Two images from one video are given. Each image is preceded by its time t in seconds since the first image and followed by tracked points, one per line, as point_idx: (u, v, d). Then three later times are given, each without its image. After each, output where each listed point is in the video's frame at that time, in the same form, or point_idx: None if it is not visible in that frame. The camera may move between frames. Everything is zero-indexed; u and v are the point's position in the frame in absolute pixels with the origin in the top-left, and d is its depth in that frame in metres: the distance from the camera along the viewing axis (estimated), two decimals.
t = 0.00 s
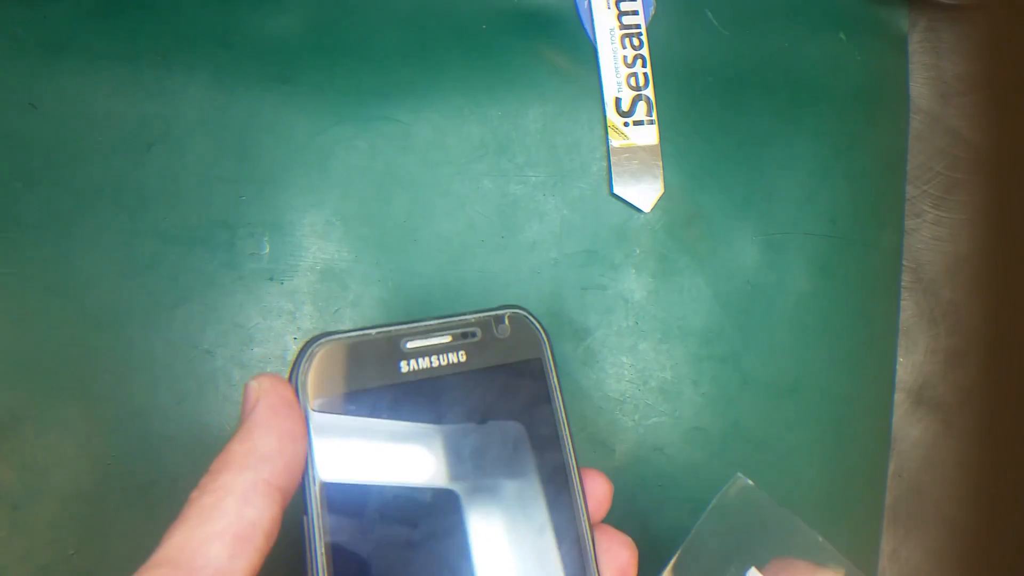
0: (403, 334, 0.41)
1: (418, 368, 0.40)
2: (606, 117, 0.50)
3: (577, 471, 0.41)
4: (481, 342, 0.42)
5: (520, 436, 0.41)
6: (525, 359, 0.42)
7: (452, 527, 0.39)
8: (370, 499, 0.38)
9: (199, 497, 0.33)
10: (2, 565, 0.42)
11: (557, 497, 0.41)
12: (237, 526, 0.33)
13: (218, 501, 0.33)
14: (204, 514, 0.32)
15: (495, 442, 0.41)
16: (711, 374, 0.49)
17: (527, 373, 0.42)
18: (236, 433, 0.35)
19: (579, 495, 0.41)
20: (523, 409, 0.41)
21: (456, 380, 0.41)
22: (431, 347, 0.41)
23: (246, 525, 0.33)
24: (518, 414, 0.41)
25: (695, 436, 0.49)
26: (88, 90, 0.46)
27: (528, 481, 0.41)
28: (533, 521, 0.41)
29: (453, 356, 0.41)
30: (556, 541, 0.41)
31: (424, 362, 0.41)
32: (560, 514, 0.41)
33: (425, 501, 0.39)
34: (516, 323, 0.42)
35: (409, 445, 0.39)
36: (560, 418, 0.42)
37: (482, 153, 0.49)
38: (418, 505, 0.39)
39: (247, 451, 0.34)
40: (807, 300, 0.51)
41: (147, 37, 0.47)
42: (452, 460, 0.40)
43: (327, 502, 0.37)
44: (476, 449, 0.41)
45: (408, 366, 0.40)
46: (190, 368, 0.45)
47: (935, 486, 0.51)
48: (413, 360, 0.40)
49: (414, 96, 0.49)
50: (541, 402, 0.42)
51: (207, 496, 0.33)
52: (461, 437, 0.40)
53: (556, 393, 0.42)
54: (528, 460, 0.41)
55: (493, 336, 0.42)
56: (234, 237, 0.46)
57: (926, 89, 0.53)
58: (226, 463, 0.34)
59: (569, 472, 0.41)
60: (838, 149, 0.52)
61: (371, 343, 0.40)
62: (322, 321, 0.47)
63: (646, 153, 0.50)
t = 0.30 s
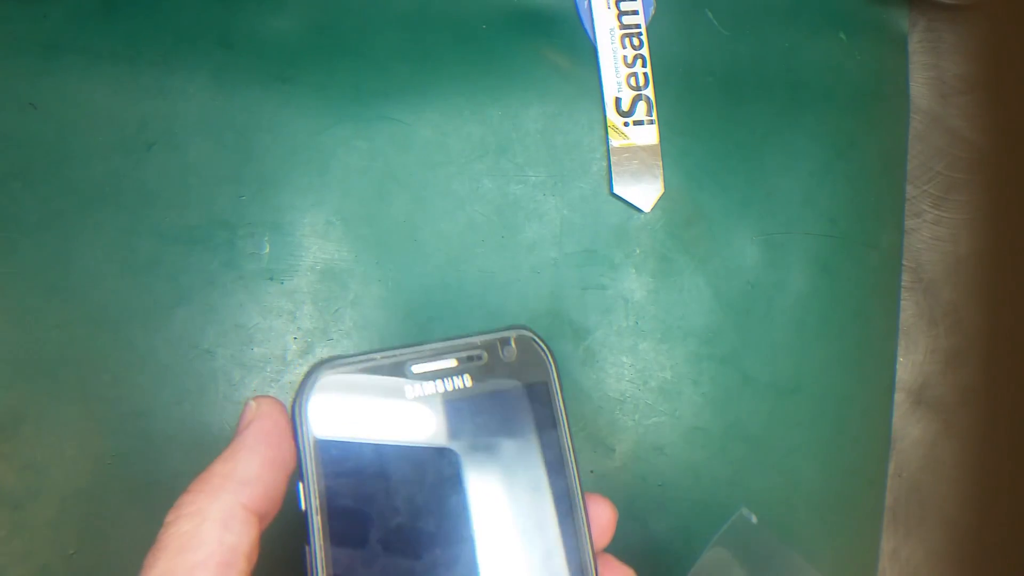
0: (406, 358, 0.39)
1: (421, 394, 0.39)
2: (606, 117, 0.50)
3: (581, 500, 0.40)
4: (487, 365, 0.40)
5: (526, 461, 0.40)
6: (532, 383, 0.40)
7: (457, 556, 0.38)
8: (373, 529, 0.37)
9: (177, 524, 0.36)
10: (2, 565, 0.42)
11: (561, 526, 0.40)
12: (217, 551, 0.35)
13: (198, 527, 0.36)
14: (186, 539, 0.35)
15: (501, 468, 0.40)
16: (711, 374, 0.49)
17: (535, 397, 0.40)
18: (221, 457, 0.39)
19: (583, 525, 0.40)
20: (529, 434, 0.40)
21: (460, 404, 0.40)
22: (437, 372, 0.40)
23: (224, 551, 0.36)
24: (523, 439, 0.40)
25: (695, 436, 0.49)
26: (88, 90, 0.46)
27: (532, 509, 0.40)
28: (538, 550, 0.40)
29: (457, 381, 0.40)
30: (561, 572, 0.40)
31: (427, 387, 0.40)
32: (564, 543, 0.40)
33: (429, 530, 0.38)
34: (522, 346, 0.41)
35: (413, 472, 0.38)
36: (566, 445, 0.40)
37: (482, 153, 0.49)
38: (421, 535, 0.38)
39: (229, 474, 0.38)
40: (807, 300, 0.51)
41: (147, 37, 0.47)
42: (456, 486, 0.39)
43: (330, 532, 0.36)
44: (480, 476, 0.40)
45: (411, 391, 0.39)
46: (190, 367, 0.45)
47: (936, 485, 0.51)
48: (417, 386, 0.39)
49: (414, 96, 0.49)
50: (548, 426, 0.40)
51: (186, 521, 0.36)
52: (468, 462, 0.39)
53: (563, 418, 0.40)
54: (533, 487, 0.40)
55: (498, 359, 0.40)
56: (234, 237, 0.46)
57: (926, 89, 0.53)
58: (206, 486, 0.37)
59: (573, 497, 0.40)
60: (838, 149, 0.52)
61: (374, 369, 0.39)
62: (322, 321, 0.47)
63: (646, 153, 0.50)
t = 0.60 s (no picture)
0: (408, 367, 0.42)
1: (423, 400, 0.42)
2: (606, 117, 0.50)
3: (582, 503, 0.41)
4: (484, 372, 0.43)
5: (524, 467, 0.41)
6: (531, 389, 0.42)
7: (460, 562, 0.40)
8: (376, 534, 0.39)
9: (209, 529, 0.36)
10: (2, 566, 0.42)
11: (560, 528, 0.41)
12: (248, 557, 0.36)
13: (230, 534, 0.36)
14: (218, 548, 0.35)
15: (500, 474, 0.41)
16: (711, 374, 0.50)
17: (534, 402, 0.42)
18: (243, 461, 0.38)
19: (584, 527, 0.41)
20: (529, 440, 0.42)
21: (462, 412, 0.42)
22: (437, 378, 0.42)
23: (255, 557, 0.36)
24: (523, 445, 0.42)
25: (695, 436, 0.49)
26: (88, 90, 0.46)
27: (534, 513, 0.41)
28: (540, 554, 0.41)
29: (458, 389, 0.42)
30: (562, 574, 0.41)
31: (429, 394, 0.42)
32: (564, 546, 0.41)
33: (432, 535, 0.39)
34: (522, 352, 0.43)
35: (415, 478, 0.40)
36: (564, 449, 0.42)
37: (482, 153, 0.49)
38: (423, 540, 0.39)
39: (255, 481, 0.37)
40: (808, 300, 0.51)
41: (147, 37, 0.47)
42: (459, 492, 0.40)
43: (335, 538, 0.38)
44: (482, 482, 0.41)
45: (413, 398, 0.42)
46: (190, 367, 0.45)
47: (936, 485, 0.51)
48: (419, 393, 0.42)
49: (413, 96, 0.49)
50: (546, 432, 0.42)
51: (218, 528, 0.36)
52: (469, 468, 0.41)
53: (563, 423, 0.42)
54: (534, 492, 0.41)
55: (498, 366, 0.43)
56: (234, 237, 0.46)
57: (926, 89, 0.53)
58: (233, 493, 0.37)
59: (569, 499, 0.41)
60: (838, 149, 0.52)
61: (377, 376, 0.41)
62: (322, 321, 0.47)
63: (646, 153, 0.50)
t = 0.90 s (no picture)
0: (476, 372, 0.40)
1: (489, 407, 0.40)
2: (606, 117, 0.50)
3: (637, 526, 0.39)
4: (552, 385, 0.40)
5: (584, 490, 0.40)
6: (596, 405, 0.40)
7: None
8: (433, 543, 0.37)
9: (282, 532, 0.35)
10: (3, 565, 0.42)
11: (615, 551, 0.39)
12: (327, 562, 0.35)
13: (305, 537, 0.35)
14: (295, 549, 0.35)
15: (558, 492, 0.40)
16: (711, 374, 0.50)
17: (596, 419, 0.40)
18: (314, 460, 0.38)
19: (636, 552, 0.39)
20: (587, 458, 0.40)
21: (524, 423, 0.40)
22: (505, 387, 0.40)
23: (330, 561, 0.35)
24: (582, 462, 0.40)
25: (695, 436, 0.49)
26: (88, 89, 0.46)
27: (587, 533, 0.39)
28: None
29: (524, 398, 0.40)
30: None
31: (495, 401, 0.40)
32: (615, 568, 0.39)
33: (484, 550, 0.38)
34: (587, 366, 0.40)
35: (472, 488, 0.39)
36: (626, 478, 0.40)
37: (482, 153, 0.49)
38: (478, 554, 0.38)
39: (328, 481, 0.37)
40: (808, 300, 0.51)
41: (147, 37, 0.47)
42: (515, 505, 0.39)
43: (393, 544, 0.37)
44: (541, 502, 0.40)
45: (478, 404, 0.40)
46: (190, 367, 0.45)
47: (939, 488, 0.51)
48: (485, 399, 0.40)
49: (413, 96, 0.49)
50: (606, 449, 0.40)
51: (292, 530, 0.35)
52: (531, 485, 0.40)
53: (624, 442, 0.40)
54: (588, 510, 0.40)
55: (564, 379, 0.40)
56: (234, 237, 0.46)
57: (926, 89, 0.53)
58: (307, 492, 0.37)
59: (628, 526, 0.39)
60: (838, 150, 0.52)
61: (444, 380, 0.40)
62: (322, 321, 0.47)
63: (646, 153, 0.50)
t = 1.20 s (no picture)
0: (484, 398, 0.41)
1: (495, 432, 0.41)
2: (606, 117, 0.50)
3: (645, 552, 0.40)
4: (559, 410, 0.41)
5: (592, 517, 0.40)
6: (604, 430, 0.41)
7: None
8: (442, 563, 0.38)
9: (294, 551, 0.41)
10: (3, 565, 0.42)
11: None
12: None
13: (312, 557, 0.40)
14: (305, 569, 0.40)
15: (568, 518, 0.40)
16: (711, 374, 0.50)
17: (604, 442, 0.41)
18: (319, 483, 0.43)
19: None
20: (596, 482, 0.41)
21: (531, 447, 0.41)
22: (511, 413, 0.41)
23: None
24: (591, 487, 0.41)
25: (695, 436, 0.49)
26: (88, 89, 0.46)
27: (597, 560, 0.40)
28: None
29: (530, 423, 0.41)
30: None
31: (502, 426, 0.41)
32: None
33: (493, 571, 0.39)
34: (597, 391, 0.41)
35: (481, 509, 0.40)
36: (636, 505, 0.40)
37: (482, 153, 0.49)
38: None
39: (331, 502, 0.41)
40: (808, 299, 0.51)
41: (147, 37, 0.47)
42: (523, 528, 0.40)
43: (401, 564, 0.38)
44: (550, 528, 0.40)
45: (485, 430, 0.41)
46: (190, 367, 0.45)
47: (935, 485, 0.51)
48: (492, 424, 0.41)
49: (413, 96, 0.49)
50: (615, 473, 0.41)
51: (302, 549, 0.41)
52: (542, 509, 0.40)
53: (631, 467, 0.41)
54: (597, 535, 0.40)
55: (573, 404, 0.41)
56: (234, 237, 0.46)
57: (926, 88, 0.53)
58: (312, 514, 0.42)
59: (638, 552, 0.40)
60: (838, 150, 0.52)
61: (452, 404, 0.41)
62: (322, 320, 0.47)
63: (646, 153, 0.50)
